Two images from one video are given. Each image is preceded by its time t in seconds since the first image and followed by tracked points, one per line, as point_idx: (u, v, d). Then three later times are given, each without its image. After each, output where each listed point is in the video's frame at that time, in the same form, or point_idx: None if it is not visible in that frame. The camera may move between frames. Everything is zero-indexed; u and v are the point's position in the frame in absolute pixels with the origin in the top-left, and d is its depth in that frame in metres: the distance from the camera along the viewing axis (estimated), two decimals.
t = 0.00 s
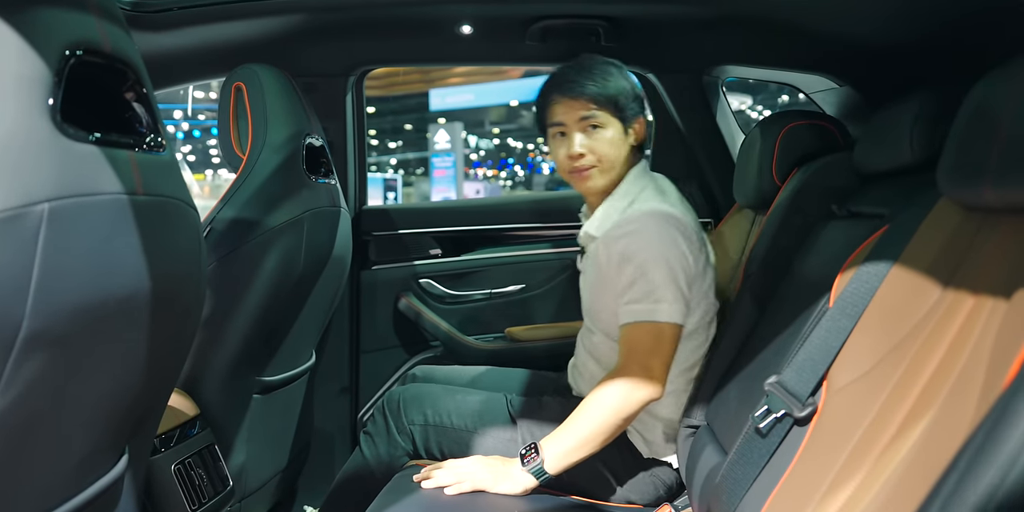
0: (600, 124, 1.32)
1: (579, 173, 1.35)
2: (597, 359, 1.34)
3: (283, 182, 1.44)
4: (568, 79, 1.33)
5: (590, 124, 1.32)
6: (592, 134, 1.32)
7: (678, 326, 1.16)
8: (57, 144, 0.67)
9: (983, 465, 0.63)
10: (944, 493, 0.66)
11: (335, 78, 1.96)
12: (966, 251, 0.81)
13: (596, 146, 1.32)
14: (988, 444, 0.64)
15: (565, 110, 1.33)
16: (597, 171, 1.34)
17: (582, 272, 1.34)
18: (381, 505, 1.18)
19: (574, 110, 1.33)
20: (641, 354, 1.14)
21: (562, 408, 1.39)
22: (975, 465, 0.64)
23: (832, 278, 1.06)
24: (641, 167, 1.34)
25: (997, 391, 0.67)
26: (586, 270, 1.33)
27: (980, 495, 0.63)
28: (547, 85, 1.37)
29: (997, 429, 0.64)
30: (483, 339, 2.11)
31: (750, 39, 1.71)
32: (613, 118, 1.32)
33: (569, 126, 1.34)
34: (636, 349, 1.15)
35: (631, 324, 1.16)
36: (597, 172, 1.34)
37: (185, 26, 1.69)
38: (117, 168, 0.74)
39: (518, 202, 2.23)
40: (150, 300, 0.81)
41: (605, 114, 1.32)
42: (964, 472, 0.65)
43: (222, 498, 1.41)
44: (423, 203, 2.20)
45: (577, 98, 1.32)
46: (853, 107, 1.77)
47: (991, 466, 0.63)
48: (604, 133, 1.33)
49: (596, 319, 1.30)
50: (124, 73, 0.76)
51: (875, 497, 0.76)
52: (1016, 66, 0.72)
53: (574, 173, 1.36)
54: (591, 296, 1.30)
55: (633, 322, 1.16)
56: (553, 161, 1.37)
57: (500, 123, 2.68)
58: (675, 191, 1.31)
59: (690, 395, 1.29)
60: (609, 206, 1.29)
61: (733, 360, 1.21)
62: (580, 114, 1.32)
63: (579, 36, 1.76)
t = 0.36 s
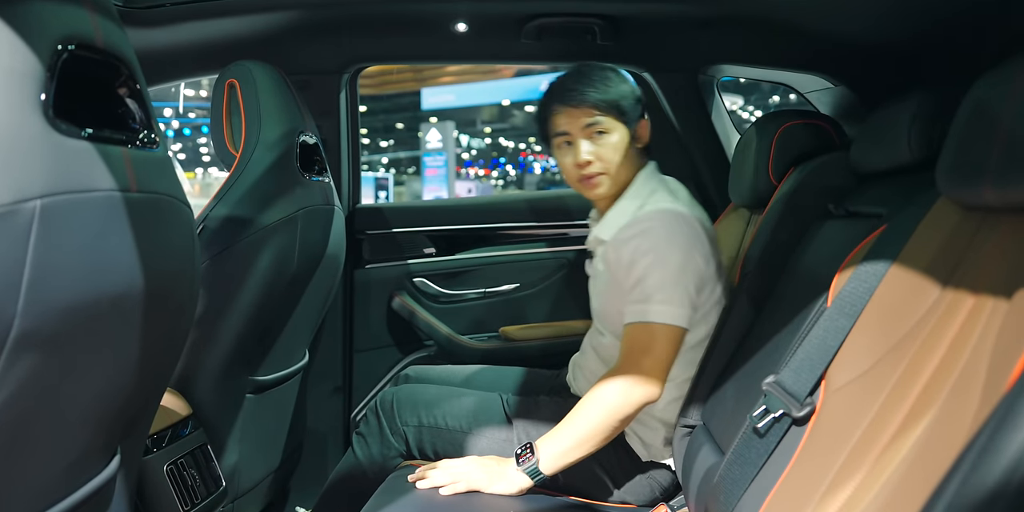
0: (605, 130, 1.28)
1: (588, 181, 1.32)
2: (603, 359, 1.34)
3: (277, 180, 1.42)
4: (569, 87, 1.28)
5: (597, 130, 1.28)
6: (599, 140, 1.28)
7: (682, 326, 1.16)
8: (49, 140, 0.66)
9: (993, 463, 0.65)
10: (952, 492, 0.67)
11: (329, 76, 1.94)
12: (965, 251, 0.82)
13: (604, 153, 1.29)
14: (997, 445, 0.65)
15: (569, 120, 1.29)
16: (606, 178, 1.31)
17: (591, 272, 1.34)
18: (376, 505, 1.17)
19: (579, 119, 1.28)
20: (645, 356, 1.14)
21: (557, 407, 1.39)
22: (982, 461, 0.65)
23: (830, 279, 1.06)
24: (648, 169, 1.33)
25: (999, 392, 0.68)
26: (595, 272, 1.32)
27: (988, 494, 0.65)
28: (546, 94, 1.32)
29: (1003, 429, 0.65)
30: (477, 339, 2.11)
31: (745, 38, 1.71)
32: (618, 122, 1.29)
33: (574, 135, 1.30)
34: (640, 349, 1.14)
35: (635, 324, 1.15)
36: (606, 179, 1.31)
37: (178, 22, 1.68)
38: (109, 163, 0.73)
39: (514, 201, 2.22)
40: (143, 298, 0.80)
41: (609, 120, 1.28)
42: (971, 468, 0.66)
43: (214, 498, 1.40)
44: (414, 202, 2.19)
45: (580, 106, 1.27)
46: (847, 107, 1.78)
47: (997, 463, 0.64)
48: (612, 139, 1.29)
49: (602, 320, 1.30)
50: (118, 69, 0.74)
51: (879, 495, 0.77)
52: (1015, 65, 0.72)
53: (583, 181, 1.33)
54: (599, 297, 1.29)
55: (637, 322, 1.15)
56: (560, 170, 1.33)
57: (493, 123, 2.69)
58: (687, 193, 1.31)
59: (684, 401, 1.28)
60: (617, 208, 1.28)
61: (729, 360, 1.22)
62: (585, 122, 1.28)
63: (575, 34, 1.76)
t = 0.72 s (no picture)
0: (688, 126, 1.34)
1: (656, 168, 1.38)
2: (615, 353, 1.35)
3: (274, 178, 1.41)
4: (665, 74, 1.33)
5: (679, 124, 1.34)
6: (679, 134, 1.34)
7: (705, 345, 1.18)
8: (47, 136, 0.65)
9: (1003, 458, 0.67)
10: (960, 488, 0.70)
11: (326, 74, 1.93)
12: (967, 252, 0.85)
13: (679, 147, 1.34)
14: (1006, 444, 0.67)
15: (657, 105, 1.35)
16: (675, 170, 1.36)
17: (632, 252, 1.36)
18: (374, 505, 1.16)
19: (666, 108, 1.34)
20: (670, 364, 1.15)
21: (554, 406, 1.38)
22: (996, 451, 0.68)
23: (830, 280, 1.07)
24: (725, 177, 1.36)
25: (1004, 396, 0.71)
26: (636, 254, 1.34)
27: (1000, 492, 0.67)
28: (644, 73, 1.38)
29: (1012, 428, 0.67)
30: (473, 338, 2.10)
31: (743, 37, 1.72)
32: (703, 122, 1.33)
33: (657, 120, 1.36)
34: (662, 355, 1.15)
35: (661, 324, 1.16)
36: (672, 171, 1.37)
37: (174, 19, 1.66)
38: (107, 160, 0.72)
39: (511, 200, 2.21)
40: (141, 296, 0.79)
41: (694, 118, 1.33)
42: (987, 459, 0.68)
43: (211, 498, 1.39)
44: (407, 201, 2.18)
45: (672, 97, 1.33)
46: (845, 106, 1.82)
47: (1007, 457, 0.67)
48: (692, 135, 1.34)
49: (626, 309, 1.31)
50: (116, 65, 0.73)
51: (880, 493, 0.80)
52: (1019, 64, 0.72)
53: (651, 166, 1.39)
54: (629, 283, 1.31)
55: (664, 324, 1.16)
56: (636, 148, 1.40)
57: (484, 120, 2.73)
58: (742, 207, 1.32)
59: (685, 398, 1.29)
60: (676, 202, 1.30)
61: (729, 359, 1.23)
62: (670, 111, 1.34)
63: (574, 32, 1.77)
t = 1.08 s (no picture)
0: (672, 125, 1.34)
1: (643, 168, 1.38)
2: (613, 353, 1.35)
3: (270, 176, 1.40)
4: (647, 73, 1.33)
5: (663, 123, 1.34)
6: (663, 133, 1.34)
7: (703, 344, 1.18)
8: (43, 132, 0.64)
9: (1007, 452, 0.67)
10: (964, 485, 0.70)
11: (322, 72, 1.92)
12: (966, 252, 0.86)
13: (665, 147, 1.34)
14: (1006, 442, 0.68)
15: (640, 105, 1.35)
16: (662, 170, 1.36)
17: (626, 255, 1.36)
18: (371, 505, 1.16)
19: (650, 108, 1.34)
20: (668, 365, 1.15)
21: (552, 406, 1.38)
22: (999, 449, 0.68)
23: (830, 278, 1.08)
24: (716, 174, 1.36)
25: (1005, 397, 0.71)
26: (630, 256, 1.34)
27: (1006, 487, 0.68)
28: (625, 75, 1.38)
29: (1015, 428, 0.67)
30: (470, 338, 2.09)
31: (741, 36, 1.72)
32: (687, 120, 1.33)
33: (641, 120, 1.36)
34: (659, 355, 1.15)
35: (658, 326, 1.16)
36: (660, 171, 1.36)
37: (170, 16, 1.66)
38: (104, 158, 0.72)
39: (507, 199, 2.20)
40: (138, 294, 0.78)
41: (677, 116, 1.33)
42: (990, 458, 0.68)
43: (207, 498, 1.38)
44: (402, 200, 2.17)
45: (655, 97, 1.33)
46: (842, 106, 1.82)
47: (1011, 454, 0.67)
48: (677, 134, 1.34)
49: (622, 310, 1.31)
50: (113, 61, 0.73)
51: (880, 493, 0.81)
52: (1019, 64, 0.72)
53: (638, 166, 1.39)
54: (625, 284, 1.31)
55: (660, 325, 1.16)
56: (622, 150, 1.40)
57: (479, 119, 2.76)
58: (737, 207, 1.33)
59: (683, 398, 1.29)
60: (671, 202, 1.30)
61: (727, 359, 1.23)
62: (654, 111, 1.34)
63: (572, 31, 1.78)
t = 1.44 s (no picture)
0: (677, 124, 1.34)
1: (646, 167, 1.38)
2: (611, 351, 1.35)
3: (267, 175, 1.40)
4: (651, 72, 1.33)
5: (667, 122, 1.34)
6: (668, 132, 1.34)
7: (699, 342, 1.18)
8: (39, 129, 0.64)
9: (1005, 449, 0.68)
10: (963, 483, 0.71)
11: (319, 70, 1.92)
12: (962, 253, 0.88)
13: (669, 146, 1.34)
14: (1006, 438, 0.68)
15: (645, 105, 1.35)
16: (665, 169, 1.36)
17: (626, 255, 1.37)
18: (367, 505, 1.16)
19: (655, 107, 1.34)
20: (663, 361, 1.15)
21: (548, 405, 1.38)
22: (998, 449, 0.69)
23: (827, 278, 1.08)
24: (716, 175, 1.36)
25: (1003, 396, 0.71)
26: (630, 256, 1.34)
27: (1005, 486, 0.69)
28: (630, 74, 1.38)
29: (1015, 427, 0.68)
30: (466, 337, 2.10)
31: (738, 36, 1.72)
32: (692, 119, 1.34)
33: (645, 119, 1.36)
34: (654, 352, 1.15)
35: (654, 322, 1.16)
36: (663, 170, 1.37)
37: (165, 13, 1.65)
38: (101, 154, 0.71)
39: (503, 198, 2.20)
40: (134, 292, 0.78)
41: (682, 116, 1.33)
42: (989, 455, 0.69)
43: (202, 497, 1.38)
44: (397, 200, 2.17)
45: (660, 96, 1.33)
46: (839, 106, 1.83)
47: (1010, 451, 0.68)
48: (681, 134, 1.34)
49: (622, 309, 1.31)
50: (109, 58, 0.72)
51: (877, 493, 0.81)
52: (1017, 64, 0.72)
53: (641, 166, 1.39)
54: (624, 283, 1.31)
55: (657, 321, 1.16)
56: (625, 149, 1.40)
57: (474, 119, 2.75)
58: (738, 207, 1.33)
59: (678, 398, 1.30)
60: (670, 202, 1.30)
61: (723, 359, 1.23)
62: (659, 110, 1.34)
63: (569, 30, 1.78)
